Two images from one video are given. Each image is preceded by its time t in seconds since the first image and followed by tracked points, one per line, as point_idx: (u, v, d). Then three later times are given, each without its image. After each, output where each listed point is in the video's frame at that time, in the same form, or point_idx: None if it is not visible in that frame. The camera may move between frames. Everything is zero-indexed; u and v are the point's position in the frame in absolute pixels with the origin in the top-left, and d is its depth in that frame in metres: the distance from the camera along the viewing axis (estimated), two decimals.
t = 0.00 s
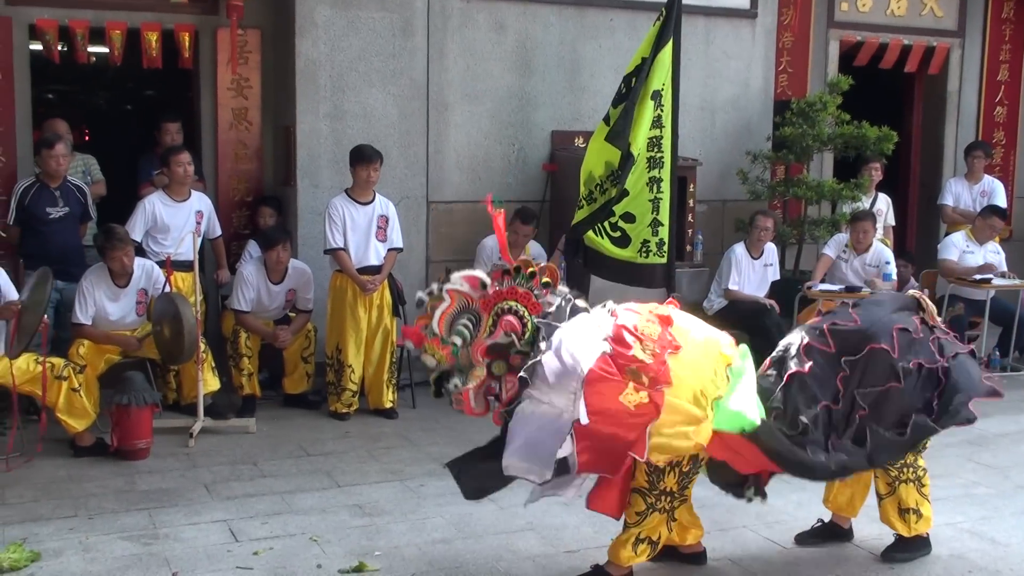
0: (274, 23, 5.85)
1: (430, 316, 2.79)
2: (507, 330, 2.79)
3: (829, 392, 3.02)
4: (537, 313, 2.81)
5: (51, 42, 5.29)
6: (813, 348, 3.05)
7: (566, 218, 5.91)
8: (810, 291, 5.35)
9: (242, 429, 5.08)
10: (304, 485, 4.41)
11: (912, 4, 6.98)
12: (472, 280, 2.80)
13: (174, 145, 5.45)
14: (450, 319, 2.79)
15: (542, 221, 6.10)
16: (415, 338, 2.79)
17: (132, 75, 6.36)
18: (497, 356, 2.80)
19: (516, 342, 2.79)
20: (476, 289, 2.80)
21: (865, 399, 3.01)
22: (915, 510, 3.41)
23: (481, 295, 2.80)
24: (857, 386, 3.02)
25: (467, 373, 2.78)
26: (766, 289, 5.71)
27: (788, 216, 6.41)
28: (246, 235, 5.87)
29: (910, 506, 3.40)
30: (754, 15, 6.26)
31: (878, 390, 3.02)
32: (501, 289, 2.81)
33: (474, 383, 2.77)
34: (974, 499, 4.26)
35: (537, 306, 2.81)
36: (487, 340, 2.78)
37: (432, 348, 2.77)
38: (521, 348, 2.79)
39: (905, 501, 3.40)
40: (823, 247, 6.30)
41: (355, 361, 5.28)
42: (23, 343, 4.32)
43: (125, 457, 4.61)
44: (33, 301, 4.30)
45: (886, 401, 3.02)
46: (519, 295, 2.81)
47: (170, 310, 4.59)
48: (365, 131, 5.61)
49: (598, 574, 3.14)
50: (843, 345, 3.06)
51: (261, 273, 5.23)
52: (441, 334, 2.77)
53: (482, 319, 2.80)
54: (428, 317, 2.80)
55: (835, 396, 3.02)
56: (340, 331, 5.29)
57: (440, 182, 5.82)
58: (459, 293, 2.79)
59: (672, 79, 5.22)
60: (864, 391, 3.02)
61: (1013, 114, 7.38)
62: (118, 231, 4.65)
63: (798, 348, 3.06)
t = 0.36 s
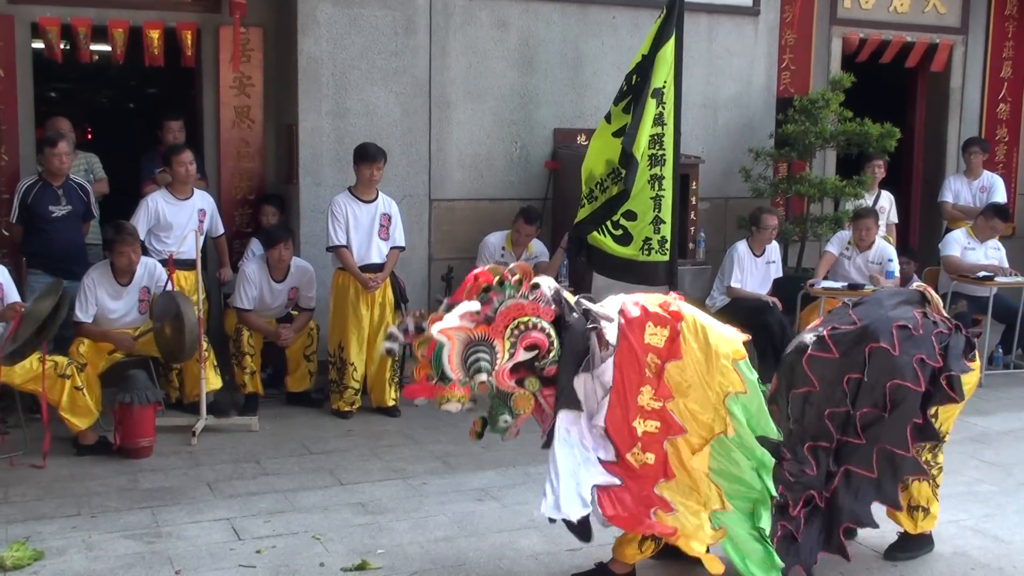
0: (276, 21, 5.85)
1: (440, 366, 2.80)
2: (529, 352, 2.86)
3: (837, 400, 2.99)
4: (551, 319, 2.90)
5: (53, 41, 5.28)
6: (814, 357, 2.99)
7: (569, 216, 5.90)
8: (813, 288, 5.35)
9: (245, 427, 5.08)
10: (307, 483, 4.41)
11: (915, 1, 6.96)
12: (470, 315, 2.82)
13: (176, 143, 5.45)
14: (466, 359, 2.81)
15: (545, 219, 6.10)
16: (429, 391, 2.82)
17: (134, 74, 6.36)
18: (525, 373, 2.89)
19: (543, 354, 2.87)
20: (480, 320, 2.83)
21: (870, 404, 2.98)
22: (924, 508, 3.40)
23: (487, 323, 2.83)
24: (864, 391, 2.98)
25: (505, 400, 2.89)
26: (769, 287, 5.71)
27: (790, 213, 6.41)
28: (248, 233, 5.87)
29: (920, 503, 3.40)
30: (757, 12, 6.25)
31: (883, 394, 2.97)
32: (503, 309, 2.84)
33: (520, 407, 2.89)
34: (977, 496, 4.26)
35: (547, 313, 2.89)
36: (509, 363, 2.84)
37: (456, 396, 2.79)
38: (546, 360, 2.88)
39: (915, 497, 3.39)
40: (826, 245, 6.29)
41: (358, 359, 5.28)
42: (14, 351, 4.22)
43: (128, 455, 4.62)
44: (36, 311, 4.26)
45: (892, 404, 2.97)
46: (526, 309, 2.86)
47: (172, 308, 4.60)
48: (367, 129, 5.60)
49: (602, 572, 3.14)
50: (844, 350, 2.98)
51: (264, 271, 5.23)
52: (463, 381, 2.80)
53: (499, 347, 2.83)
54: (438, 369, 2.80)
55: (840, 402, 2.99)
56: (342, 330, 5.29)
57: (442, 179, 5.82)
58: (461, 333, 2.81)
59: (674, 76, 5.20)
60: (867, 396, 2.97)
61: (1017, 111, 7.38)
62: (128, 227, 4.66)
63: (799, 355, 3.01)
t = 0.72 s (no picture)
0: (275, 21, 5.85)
1: (473, 229, 2.70)
2: (525, 307, 2.73)
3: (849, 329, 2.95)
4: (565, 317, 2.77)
5: (52, 42, 5.28)
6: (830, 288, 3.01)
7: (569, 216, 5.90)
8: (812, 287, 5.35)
9: (245, 427, 5.09)
10: (307, 483, 4.41)
11: None
12: (537, 233, 2.70)
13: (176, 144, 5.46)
14: (486, 251, 2.70)
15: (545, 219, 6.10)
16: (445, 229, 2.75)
17: (134, 75, 6.37)
18: (506, 310, 2.73)
19: (535, 327, 2.73)
20: (532, 248, 2.70)
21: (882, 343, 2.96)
22: (932, 490, 3.42)
23: (532, 257, 2.71)
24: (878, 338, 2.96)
25: (468, 306, 2.70)
26: (769, 286, 5.71)
27: (790, 213, 6.41)
28: (248, 233, 5.87)
29: (928, 485, 3.41)
30: (756, 11, 6.24)
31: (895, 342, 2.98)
32: (553, 267, 2.73)
33: (472, 322, 2.69)
34: (977, 495, 4.26)
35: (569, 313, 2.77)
36: (507, 291, 2.72)
37: (452, 255, 2.74)
38: (530, 330, 2.74)
39: (923, 481, 3.40)
40: (825, 244, 6.29)
41: (357, 358, 5.28)
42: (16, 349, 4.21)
43: (128, 455, 4.62)
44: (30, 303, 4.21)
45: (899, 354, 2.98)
46: (563, 287, 2.74)
47: (170, 310, 4.60)
48: (367, 129, 5.61)
49: (601, 571, 3.14)
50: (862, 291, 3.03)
51: (264, 271, 5.23)
52: (470, 256, 2.70)
53: (517, 276, 2.72)
54: (471, 229, 2.70)
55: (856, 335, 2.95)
56: (342, 329, 5.29)
57: (442, 179, 5.82)
58: (513, 235, 2.69)
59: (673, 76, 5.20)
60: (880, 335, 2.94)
61: (1016, 109, 7.38)
62: (141, 230, 4.66)
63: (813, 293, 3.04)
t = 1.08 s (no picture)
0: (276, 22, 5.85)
1: (444, 326, 2.67)
2: (526, 366, 2.77)
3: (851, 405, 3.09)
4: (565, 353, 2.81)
5: (53, 42, 5.28)
6: (837, 373, 3.10)
7: (570, 217, 5.90)
8: (813, 289, 5.35)
9: (245, 428, 5.09)
10: (307, 484, 4.41)
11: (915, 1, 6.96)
12: (503, 306, 2.72)
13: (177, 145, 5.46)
14: (467, 337, 2.70)
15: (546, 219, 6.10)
16: (414, 338, 2.67)
17: (134, 76, 6.37)
18: (514, 378, 2.77)
19: (541, 377, 2.78)
20: (501, 315, 2.73)
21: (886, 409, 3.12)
22: (926, 498, 3.47)
23: (507, 321, 2.74)
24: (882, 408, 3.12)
25: (481, 394, 2.75)
26: (769, 286, 5.71)
27: (790, 214, 6.41)
28: (249, 234, 5.87)
29: (924, 493, 3.46)
30: (757, 12, 6.25)
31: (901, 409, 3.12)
32: (529, 318, 2.77)
33: (492, 407, 2.76)
34: (976, 496, 4.26)
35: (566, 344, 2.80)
36: (504, 362, 2.75)
37: (439, 363, 2.67)
38: (541, 382, 2.80)
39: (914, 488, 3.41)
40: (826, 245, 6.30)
41: (358, 359, 5.28)
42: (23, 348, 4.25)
43: (128, 456, 4.62)
44: (42, 309, 4.25)
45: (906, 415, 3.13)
46: (549, 333, 2.78)
47: (171, 312, 4.61)
48: (367, 130, 5.61)
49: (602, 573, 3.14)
50: (867, 370, 3.11)
51: (265, 273, 5.24)
52: (454, 351, 2.68)
53: (503, 345, 2.75)
54: (440, 329, 2.67)
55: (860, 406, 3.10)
56: (343, 330, 5.29)
57: (442, 180, 5.82)
58: (480, 314, 2.70)
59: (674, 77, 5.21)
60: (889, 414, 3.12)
61: (1017, 110, 7.38)
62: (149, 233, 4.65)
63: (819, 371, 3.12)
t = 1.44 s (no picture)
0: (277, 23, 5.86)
1: (444, 329, 2.66)
2: (537, 340, 2.71)
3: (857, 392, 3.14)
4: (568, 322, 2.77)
5: (55, 43, 5.28)
6: (838, 350, 3.14)
7: (571, 218, 5.91)
8: (814, 290, 5.35)
9: (246, 428, 5.09)
10: (308, 484, 4.41)
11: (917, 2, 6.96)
12: (492, 295, 2.68)
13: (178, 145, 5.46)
14: (469, 330, 2.68)
15: (547, 220, 6.10)
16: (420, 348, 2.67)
17: (136, 76, 6.37)
18: (526, 354, 2.71)
19: (551, 348, 2.73)
20: (495, 305, 2.69)
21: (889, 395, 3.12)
22: (931, 497, 3.44)
23: (502, 308, 2.69)
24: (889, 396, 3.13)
25: (496, 378, 2.70)
26: (770, 288, 5.71)
27: (792, 215, 6.41)
28: (250, 235, 5.87)
29: (928, 492, 3.43)
30: (758, 13, 6.25)
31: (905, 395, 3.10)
32: (524, 297, 2.70)
33: (512, 389, 2.70)
34: (977, 497, 4.26)
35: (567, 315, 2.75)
36: (512, 345, 2.69)
37: (446, 361, 2.65)
38: (552, 353, 2.75)
39: (923, 487, 3.41)
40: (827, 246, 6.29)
41: (360, 359, 5.28)
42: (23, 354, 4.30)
43: (129, 456, 4.62)
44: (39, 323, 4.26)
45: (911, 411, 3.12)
46: (548, 306, 2.72)
47: (173, 311, 4.61)
48: (369, 130, 5.61)
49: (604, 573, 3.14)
50: (868, 345, 3.13)
51: (267, 274, 5.24)
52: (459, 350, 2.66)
53: (505, 330, 2.69)
54: (441, 332, 2.66)
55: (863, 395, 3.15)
56: (344, 331, 5.29)
57: (444, 180, 5.82)
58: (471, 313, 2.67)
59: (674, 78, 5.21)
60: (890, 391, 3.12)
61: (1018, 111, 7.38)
62: (152, 234, 4.66)
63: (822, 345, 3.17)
